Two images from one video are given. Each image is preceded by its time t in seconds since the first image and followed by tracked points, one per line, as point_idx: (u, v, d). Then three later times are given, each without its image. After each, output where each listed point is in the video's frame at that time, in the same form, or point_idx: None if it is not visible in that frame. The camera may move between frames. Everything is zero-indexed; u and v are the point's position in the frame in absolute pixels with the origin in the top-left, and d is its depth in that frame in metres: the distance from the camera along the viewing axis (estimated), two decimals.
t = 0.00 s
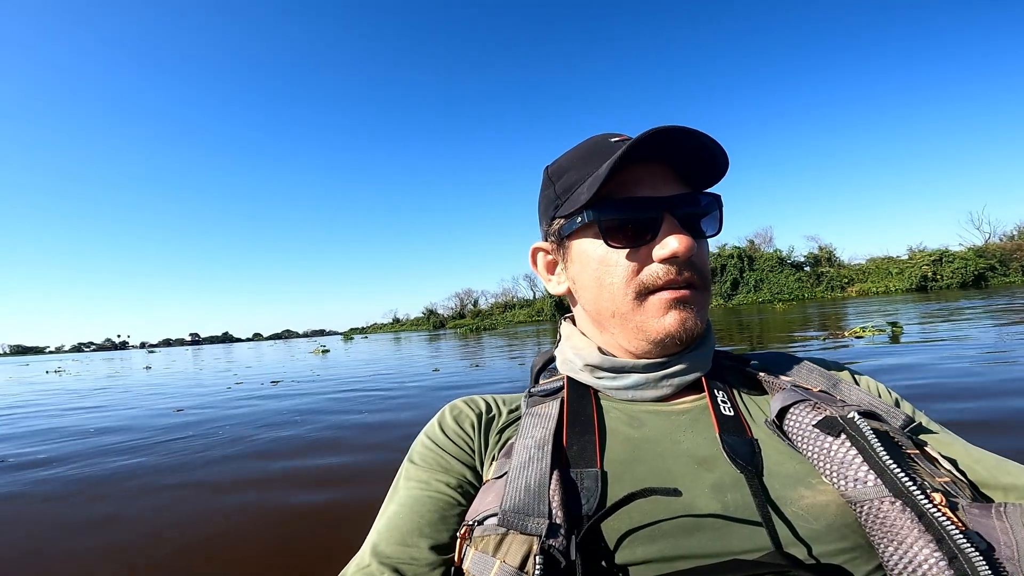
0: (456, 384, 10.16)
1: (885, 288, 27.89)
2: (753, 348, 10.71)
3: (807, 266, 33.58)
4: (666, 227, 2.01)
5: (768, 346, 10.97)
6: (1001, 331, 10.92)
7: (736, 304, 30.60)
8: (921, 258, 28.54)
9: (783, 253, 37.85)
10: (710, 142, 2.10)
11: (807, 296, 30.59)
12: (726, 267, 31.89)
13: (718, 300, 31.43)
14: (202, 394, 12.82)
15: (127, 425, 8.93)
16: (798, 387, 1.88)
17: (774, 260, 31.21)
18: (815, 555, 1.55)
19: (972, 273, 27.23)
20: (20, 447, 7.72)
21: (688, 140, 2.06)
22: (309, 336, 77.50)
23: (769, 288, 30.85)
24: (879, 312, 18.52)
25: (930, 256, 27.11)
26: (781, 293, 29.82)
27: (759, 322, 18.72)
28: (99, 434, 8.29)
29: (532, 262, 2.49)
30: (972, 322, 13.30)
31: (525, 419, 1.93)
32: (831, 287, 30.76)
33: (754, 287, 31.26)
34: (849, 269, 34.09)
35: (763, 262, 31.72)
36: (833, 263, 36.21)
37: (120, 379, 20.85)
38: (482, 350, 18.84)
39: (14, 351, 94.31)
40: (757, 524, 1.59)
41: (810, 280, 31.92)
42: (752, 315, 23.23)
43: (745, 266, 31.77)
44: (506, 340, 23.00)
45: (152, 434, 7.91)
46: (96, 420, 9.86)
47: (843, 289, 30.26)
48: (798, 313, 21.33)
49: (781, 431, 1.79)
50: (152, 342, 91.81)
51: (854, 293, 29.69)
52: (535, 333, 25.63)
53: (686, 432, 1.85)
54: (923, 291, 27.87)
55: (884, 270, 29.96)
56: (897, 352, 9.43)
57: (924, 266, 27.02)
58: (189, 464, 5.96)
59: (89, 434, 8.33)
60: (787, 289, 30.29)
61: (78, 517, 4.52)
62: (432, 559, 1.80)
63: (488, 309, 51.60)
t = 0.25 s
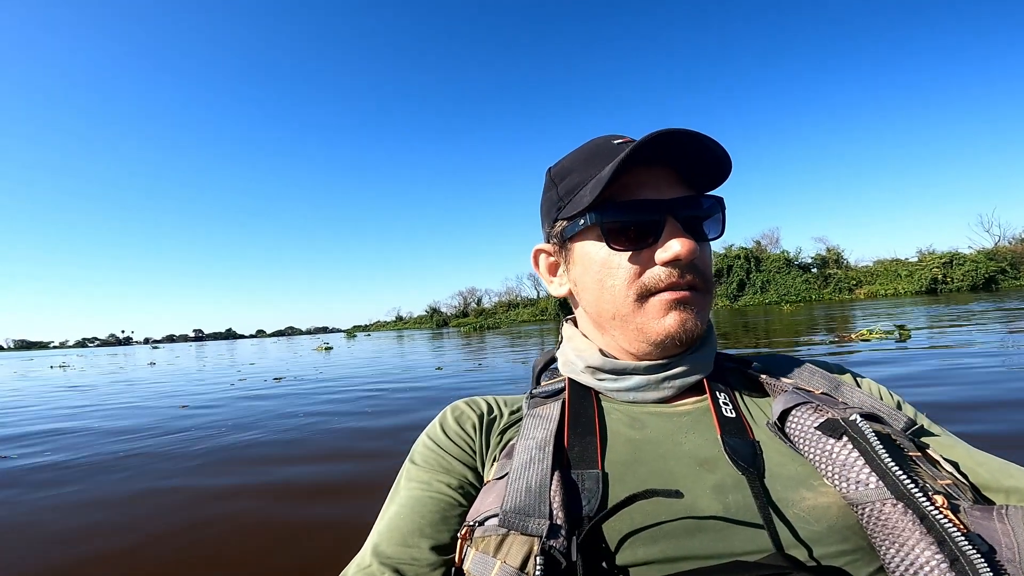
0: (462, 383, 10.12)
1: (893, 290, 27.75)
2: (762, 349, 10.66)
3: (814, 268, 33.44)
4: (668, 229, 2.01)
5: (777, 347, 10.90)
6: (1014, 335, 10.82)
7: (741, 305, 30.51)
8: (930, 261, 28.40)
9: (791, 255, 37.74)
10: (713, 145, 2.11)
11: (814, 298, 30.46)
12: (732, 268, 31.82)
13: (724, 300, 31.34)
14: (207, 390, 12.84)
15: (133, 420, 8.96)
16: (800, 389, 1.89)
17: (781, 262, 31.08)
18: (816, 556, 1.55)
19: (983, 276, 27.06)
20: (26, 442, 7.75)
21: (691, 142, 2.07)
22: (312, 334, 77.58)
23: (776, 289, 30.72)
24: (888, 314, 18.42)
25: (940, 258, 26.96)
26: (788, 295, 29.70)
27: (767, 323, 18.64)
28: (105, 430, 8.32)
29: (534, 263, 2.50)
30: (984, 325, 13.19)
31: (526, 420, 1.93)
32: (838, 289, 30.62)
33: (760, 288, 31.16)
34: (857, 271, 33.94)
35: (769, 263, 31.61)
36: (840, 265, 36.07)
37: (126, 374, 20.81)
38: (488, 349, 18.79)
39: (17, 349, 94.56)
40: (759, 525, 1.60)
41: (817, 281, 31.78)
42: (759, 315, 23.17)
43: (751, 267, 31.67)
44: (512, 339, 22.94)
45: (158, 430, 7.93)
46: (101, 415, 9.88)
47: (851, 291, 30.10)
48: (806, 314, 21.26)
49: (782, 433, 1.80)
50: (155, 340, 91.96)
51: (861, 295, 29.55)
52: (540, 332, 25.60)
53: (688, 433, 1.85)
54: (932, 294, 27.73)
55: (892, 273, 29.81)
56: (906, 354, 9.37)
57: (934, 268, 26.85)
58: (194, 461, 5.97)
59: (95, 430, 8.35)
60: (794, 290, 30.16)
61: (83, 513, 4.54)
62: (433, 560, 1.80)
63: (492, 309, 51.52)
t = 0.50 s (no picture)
0: (466, 383, 10.08)
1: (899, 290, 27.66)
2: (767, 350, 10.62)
3: (819, 267, 33.36)
4: (668, 229, 2.01)
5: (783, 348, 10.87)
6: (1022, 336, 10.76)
7: (745, 304, 30.48)
8: (937, 260, 28.31)
9: (796, 254, 37.65)
10: (713, 144, 2.11)
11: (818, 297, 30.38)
12: (736, 267, 31.76)
13: (727, 300, 31.29)
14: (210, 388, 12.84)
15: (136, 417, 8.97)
16: (799, 389, 1.89)
17: (785, 261, 31.01)
18: (815, 557, 1.55)
19: (990, 276, 26.95)
20: (30, 439, 7.77)
21: (691, 142, 2.07)
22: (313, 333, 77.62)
23: (780, 288, 30.66)
24: (896, 314, 18.34)
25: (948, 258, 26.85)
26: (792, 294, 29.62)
27: (773, 323, 18.58)
28: (109, 427, 8.33)
29: (534, 262, 2.50)
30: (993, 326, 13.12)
31: (526, 419, 1.93)
32: (844, 288, 30.54)
33: (765, 287, 31.09)
34: (862, 270, 33.85)
35: (773, 263, 31.54)
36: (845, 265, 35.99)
37: (131, 371, 20.84)
38: (491, 348, 18.75)
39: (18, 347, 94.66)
40: (758, 526, 1.60)
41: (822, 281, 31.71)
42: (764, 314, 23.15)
43: (756, 266, 31.60)
44: (516, 338, 22.89)
45: (162, 428, 7.93)
46: (104, 412, 9.90)
47: (856, 290, 30.00)
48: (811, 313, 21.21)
49: (781, 433, 1.80)
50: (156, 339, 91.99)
51: (866, 295, 29.47)
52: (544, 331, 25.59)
53: (687, 432, 1.85)
54: (938, 294, 27.64)
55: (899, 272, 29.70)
56: (912, 355, 9.33)
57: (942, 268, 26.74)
58: (197, 459, 5.97)
59: (99, 427, 8.37)
60: (798, 290, 30.08)
61: (87, 508, 4.55)
62: (432, 559, 1.80)
63: (495, 308, 51.48)
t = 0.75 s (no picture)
0: (470, 383, 10.04)
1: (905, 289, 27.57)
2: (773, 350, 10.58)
3: (823, 266, 33.28)
4: (666, 227, 2.01)
5: (789, 348, 10.81)
6: None
7: (749, 304, 30.41)
8: (944, 259, 28.21)
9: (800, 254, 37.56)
10: (712, 142, 2.10)
11: (824, 297, 30.28)
12: (740, 267, 31.67)
13: (731, 299, 31.21)
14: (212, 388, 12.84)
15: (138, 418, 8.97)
16: (797, 388, 1.88)
17: (789, 260, 30.95)
18: (814, 556, 1.55)
19: (998, 276, 26.83)
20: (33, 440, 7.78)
21: (690, 140, 2.06)
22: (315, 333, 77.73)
23: (784, 288, 30.60)
24: (902, 315, 18.27)
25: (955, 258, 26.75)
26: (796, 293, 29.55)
27: (779, 323, 18.52)
28: (113, 427, 8.34)
29: (532, 261, 2.50)
30: (1003, 325, 13.02)
31: (525, 418, 1.93)
32: (849, 288, 30.50)
33: (769, 287, 31.04)
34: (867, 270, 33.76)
35: (777, 262, 31.46)
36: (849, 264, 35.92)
37: (136, 372, 20.87)
38: (495, 348, 18.73)
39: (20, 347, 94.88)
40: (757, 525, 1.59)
41: (827, 281, 31.64)
42: (770, 314, 23.07)
43: (760, 265, 31.52)
44: (519, 338, 22.84)
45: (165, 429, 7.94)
46: (106, 413, 9.90)
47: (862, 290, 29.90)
48: (816, 313, 21.20)
49: (780, 432, 1.79)
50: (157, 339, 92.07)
51: (872, 294, 29.38)
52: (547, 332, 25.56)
53: (686, 431, 1.85)
54: (945, 293, 27.50)
55: (905, 272, 29.62)
56: (919, 355, 9.29)
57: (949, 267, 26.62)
58: (200, 460, 5.97)
59: (103, 428, 8.38)
60: (803, 289, 29.97)
61: (91, 509, 4.55)
62: (431, 558, 1.80)
63: (497, 307, 51.42)
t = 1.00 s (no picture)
0: (472, 382, 10.03)
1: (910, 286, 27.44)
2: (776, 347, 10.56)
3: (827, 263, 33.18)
4: (666, 225, 2.00)
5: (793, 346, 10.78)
6: None
7: (753, 301, 30.34)
8: (949, 255, 28.09)
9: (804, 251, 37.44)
10: (712, 140, 2.10)
11: (828, 294, 30.18)
12: (742, 263, 31.59)
13: (734, 296, 31.15)
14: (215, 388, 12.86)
15: (140, 419, 8.98)
16: (795, 387, 1.88)
17: (793, 257, 30.86)
18: (811, 555, 1.55)
19: (1003, 271, 26.71)
20: (37, 440, 7.80)
21: (690, 138, 2.05)
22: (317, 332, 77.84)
23: (788, 285, 30.55)
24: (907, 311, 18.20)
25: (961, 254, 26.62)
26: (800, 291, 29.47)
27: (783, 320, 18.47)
28: (116, 427, 8.37)
29: (531, 258, 2.49)
30: (1009, 322, 12.96)
31: (524, 416, 1.93)
32: (853, 284, 30.39)
33: (772, 284, 30.97)
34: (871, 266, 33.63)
35: (781, 259, 31.38)
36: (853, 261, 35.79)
37: (139, 372, 20.93)
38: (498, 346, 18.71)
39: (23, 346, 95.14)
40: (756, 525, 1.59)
41: (831, 278, 31.54)
42: (774, 311, 23.04)
43: (763, 262, 31.46)
44: (522, 336, 22.81)
45: (168, 428, 7.96)
46: (109, 414, 9.92)
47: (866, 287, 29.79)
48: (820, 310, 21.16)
49: (777, 431, 1.79)
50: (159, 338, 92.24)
51: (876, 291, 29.28)
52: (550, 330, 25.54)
53: (685, 430, 1.85)
54: (950, 289, 27.38)
55: (909, 269, 29.50)
56: (924, 352, 9.25)
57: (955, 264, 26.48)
58: (202, 459, 5.99)
59: (106, 428, 8.41)
60: (806, 286, 29.89)
61: (93, 509, 4.57)
62: (430, 557, 1.80)
63: (499, 305, 51.38)
